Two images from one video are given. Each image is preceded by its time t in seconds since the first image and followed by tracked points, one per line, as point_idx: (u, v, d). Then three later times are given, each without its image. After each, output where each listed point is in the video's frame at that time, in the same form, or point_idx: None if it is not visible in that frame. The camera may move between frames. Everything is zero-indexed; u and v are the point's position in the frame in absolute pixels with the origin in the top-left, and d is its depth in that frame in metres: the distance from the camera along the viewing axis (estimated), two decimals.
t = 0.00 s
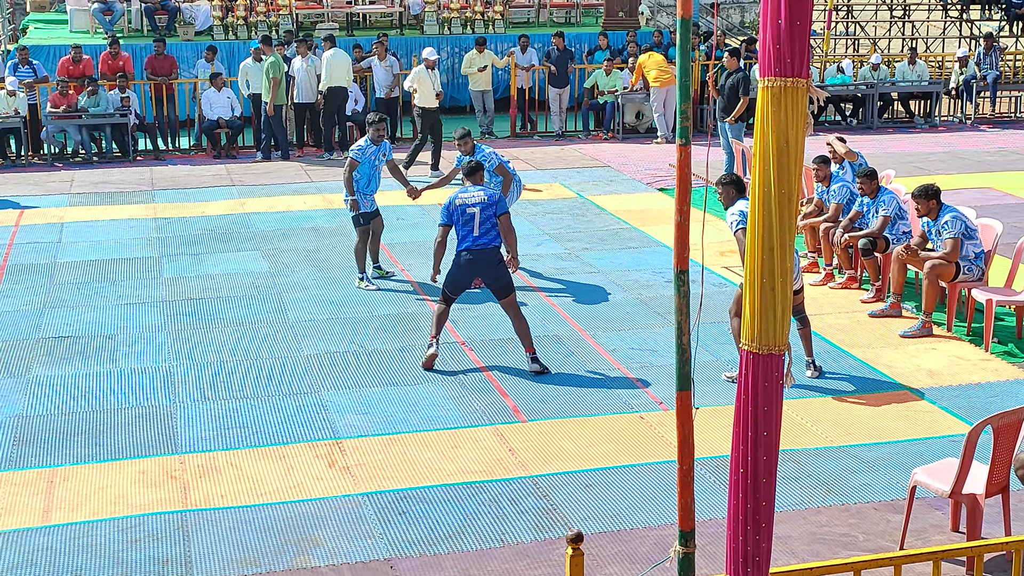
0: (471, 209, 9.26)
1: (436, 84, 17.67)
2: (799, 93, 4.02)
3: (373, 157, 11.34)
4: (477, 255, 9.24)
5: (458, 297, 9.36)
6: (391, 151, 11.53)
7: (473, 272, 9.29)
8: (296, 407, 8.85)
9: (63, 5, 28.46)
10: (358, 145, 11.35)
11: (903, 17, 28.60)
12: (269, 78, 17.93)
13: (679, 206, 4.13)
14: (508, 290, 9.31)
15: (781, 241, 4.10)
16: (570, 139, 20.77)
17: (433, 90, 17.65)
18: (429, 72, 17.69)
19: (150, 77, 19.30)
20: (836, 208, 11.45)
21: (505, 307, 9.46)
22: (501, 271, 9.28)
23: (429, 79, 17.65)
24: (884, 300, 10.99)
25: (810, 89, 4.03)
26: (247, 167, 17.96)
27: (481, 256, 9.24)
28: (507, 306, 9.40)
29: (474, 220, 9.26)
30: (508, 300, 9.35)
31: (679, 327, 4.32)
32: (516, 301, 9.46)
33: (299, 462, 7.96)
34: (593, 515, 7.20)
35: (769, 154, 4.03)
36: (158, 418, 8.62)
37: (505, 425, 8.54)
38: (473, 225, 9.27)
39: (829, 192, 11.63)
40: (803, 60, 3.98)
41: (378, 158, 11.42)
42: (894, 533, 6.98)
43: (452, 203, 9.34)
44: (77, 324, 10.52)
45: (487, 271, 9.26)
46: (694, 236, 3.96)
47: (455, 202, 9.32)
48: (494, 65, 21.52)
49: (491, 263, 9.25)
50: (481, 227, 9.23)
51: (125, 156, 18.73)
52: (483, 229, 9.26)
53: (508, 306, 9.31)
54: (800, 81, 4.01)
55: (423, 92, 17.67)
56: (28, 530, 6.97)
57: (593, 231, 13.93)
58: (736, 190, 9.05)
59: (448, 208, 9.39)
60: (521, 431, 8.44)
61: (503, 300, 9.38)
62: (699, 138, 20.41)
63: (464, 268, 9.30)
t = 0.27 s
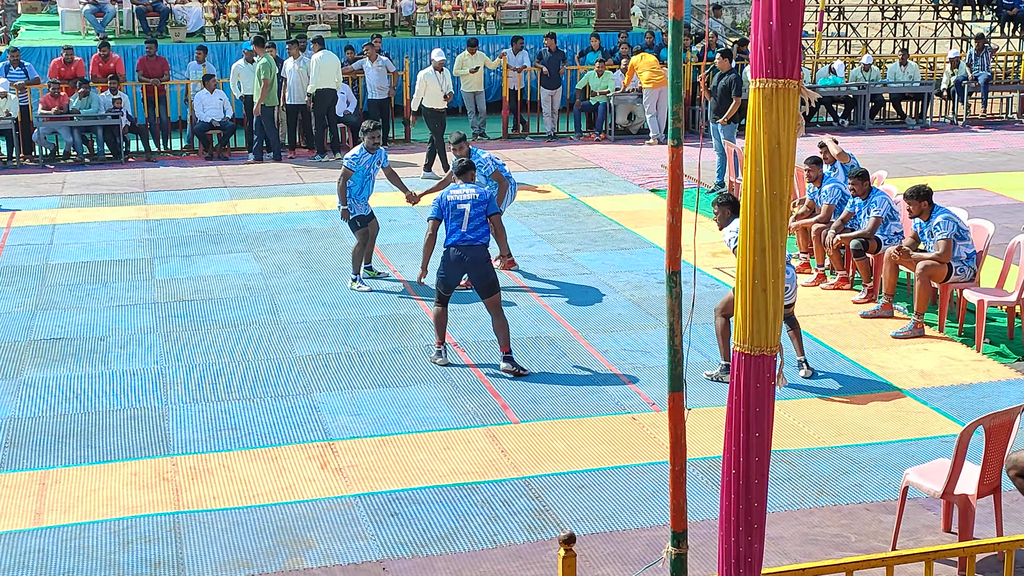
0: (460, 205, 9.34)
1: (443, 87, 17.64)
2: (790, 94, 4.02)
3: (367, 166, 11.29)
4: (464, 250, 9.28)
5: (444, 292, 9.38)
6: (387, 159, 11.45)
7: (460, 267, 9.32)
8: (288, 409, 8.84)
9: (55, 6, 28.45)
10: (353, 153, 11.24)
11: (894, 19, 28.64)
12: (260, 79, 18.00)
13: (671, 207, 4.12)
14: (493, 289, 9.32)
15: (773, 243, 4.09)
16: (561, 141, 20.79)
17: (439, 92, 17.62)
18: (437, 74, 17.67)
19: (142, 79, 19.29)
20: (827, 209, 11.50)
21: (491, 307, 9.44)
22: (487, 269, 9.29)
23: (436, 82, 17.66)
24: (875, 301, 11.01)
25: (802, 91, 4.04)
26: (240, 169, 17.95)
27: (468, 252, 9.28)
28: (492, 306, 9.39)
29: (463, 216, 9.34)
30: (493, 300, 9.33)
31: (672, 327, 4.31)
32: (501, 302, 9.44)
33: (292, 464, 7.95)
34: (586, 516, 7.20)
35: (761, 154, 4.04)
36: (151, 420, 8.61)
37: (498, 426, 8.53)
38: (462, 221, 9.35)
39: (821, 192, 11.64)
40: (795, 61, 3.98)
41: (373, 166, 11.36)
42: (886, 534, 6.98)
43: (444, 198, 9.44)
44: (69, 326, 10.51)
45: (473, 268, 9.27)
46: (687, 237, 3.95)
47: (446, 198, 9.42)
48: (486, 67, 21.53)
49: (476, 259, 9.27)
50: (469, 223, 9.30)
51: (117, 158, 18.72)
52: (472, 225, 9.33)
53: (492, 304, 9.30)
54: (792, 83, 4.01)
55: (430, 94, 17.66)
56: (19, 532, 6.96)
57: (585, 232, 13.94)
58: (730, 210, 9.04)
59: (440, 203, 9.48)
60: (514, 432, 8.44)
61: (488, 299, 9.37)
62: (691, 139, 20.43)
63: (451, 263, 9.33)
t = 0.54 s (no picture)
0: (469, 193, 9.43)
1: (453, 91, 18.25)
2: (788, 95, 4.03)
3: (372, 177, 11.32)
4: (473, 236, 9.31)
5: (455, 282, 9.35)
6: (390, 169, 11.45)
7: (470, 255, 9.33)
8: (286, 410, 8.83)
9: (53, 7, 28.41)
10: (357, 164, 11.28)
11: (893, 20, 28.61)
12: (258, 80, 17.87)
13: (670, 207, 4.12)
14: (504, 274, 9.41)
15: (770, 244, 4.10)
16: (559, 141, 20.77)
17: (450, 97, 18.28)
18: (448, 77, 18.36)
19: (140, 80, 19.26)
20: (825, 209, 11.49)
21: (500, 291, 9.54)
22: (497, 256, 9.36)
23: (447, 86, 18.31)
24: (873, 302, 11.02)
25: (799, 91, 4.04)
26: (237, 169, 17.94)
27: (479, 239, 9.31)
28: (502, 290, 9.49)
29: (471, 204, 9.41)
30: (504, 284, 9.44)
31: (670, 329, 4.30)
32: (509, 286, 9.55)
33: (290, 465, 7.95)
34: (584, 517, 7.20)
35: (758, 156, 4.04)
36: (148, 422, 8.59)
37: (496, 427, 8.53)
38: (471, 208, 9.41)
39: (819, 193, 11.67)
40: (793, 62, 3.99)
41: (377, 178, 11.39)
42: (884, 534, 6.99)
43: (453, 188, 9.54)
44: (67, 327, 10.50)
45: (484, 254, 9.32)
46: (685, 238, 3.94)
47: (455, 188, 9.51)
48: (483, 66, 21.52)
49: (485, 245, 9.30)
50: (478, 210, 9.35)
51: (115, 159, 18.70)
52: (481, 213, 9.36)
53: (504, 289, 9.41)
54: (790, 83, 4.02)
55: (443, 98, 18.35)
56: (16, 534, 6.94)
57: (583, 233, 13.93)
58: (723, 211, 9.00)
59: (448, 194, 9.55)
60: (512, 433, 8.44)
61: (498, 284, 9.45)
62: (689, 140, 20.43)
63: (461, 251, 9.32)
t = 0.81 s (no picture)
0: (477, 200, 9.38)
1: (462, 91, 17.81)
2: (784, 96, 4.01)
3: (371, 171, 11.34)
4: (481, 244, 9.36)
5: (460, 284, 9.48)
6: (389, 165, 11.46)
7: (478, 261, 9.41)
8: (283, 411, 8.83)
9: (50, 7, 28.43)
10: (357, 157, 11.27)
11: (890, 21, 28.62)
12: (255, 81, 17.95)
13: (667, 208, 4.12)
14: (509, 279, 9.50)
15: (767, 244, 4.10)
16: (556, 142, 20.77)
17: (459, 96, 17.83)
18: (457, 77, 17.82)
19: (137, 80, 19.29)
20: (823, 210, 11.50)
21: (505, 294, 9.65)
22: (503, 262, 9.44)
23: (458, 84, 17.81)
24: (870, 302, 11.03)
25: (796, 91, 4.02)
26: (234, 170, 17.95)
27: (487, 246, 9.37)
28: (507, 294, 9.60)
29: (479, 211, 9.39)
30: (508, 289, 9.54)
31: (667, 329, 4.31)
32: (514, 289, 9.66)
33: (288, 466, 7.95)
34: (581, 518, 7.20)
35: (756, 159, 4.02)
36: (146, 423, 8.59)
37: (493, 427, 8.54)
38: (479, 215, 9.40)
39: (816, 193, 11.67)
40: (788, 63, 3.98)
41: (375, 172, 11.39)
42: (882, 534, 6.99)
43: (462, 194, 9.49)
44: (64, 328, 10.51)
45: (492, 261, 9.40)
46: (681, 240, 3.95)
47: (464, 194, 9.46)
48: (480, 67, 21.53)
49: (493, 253, 9.38)
50: (485, 218, 9.35)
51: (112, 160, 18.71)
52: (490, 220, 9.37)
53: (508, 294, 9.51)
54: (786, 84, 4.00)
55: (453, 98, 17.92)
56: (13, 534, 6.95)
57: (581, 234, 13.93)
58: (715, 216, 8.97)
59: (457, 200, 9.52)
60: (509, 433, 8.44)
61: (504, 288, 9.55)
62: (686, 140, 20.42)
63: (467, 257, 9.41)
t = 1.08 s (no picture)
0: (459, 207, 9.43)
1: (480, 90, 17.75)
2: (786, 95, 4.00)
3: (368, 172, 11.33)
4: (463, 252, 9.40)
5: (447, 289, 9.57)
6: (387, 166, 11.48)
7: (461, 269, 9.44)
8: (284, 411, 8.83)
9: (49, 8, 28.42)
10: (355, 159, 11.27)
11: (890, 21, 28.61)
12: (255, 81, 17.94)
13: (668, 208, 4.13)
14: (494, 289, 9.45)
15: (768, 244, 4.10)
16: (555, 142, 20.77)
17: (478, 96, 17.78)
18: (476, 78, 17.76)
19: (137, 81, 19.30)
20: (823, 210, 11.50)
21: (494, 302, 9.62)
22: (486, 270, 9.40)
23: (477, 84, 17.76)
24: (871, 302, 11.03)
25: (797, 91, 4.02)
26: (235, 170, 17.96)
27: (468, 254, 9.39)
28: (494, 303, 9.53)
29: (462, 219, 9.42)
30: (494, 298, 9.46)
31: (667, 328, 4.31)
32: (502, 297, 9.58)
33: (288, 466, 7.94)
34: (581, 518, 7.20)
35: (756, 159, 4.02)
36: (146, 423, 8.59)
37: (493, 428, 8.54)
38: (462, 223, 9.43)
39: (816, 193, 11.67)
40: (789, 63, 3.98)
41: (373, 174, 11.40)
42: (882, 534, 6.98)
43: (446, 201, 9.53)
44: (64, 328, 10.51)
45: (472, 270, 9.40)
46: (680, 241, 3.95)
47: (448, 201, 9.50)
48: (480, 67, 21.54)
49: (472, 261, 9.37)
50: (466, 226, 9.39)
51: (112, 160, 18.71)
52: (471, 228, 9.39)
53: (493, 303, 9.45)
54: (788, 84, 4.00)
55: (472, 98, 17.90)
56: (14, 535, 6.95)
57: (581, 234, 13.93)
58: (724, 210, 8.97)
59: (442, 207, 9.57)
60: (510, 434, 8.44)
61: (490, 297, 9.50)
62: (686, 140, 20.42)
63: (452, 263, 9.49)
